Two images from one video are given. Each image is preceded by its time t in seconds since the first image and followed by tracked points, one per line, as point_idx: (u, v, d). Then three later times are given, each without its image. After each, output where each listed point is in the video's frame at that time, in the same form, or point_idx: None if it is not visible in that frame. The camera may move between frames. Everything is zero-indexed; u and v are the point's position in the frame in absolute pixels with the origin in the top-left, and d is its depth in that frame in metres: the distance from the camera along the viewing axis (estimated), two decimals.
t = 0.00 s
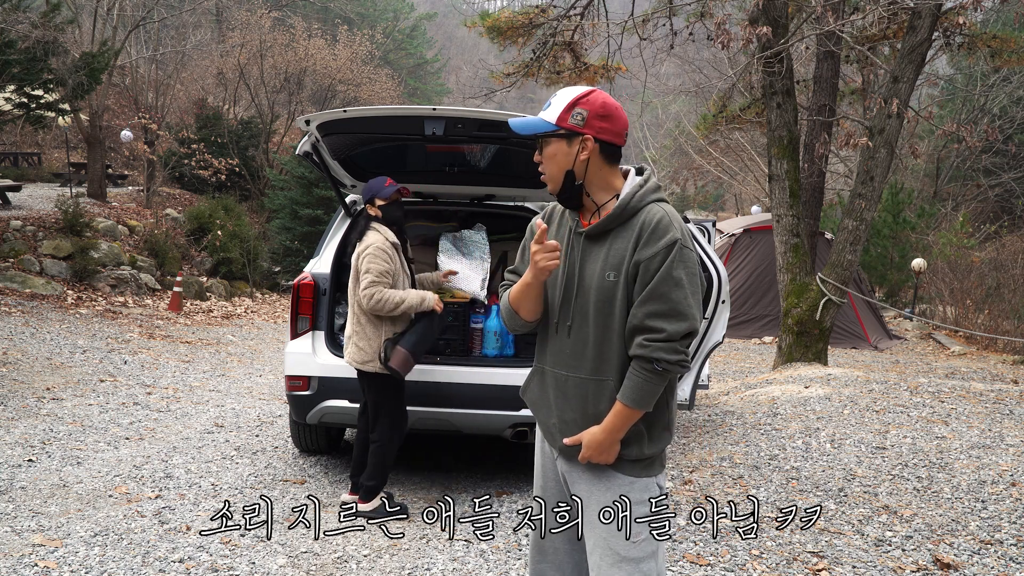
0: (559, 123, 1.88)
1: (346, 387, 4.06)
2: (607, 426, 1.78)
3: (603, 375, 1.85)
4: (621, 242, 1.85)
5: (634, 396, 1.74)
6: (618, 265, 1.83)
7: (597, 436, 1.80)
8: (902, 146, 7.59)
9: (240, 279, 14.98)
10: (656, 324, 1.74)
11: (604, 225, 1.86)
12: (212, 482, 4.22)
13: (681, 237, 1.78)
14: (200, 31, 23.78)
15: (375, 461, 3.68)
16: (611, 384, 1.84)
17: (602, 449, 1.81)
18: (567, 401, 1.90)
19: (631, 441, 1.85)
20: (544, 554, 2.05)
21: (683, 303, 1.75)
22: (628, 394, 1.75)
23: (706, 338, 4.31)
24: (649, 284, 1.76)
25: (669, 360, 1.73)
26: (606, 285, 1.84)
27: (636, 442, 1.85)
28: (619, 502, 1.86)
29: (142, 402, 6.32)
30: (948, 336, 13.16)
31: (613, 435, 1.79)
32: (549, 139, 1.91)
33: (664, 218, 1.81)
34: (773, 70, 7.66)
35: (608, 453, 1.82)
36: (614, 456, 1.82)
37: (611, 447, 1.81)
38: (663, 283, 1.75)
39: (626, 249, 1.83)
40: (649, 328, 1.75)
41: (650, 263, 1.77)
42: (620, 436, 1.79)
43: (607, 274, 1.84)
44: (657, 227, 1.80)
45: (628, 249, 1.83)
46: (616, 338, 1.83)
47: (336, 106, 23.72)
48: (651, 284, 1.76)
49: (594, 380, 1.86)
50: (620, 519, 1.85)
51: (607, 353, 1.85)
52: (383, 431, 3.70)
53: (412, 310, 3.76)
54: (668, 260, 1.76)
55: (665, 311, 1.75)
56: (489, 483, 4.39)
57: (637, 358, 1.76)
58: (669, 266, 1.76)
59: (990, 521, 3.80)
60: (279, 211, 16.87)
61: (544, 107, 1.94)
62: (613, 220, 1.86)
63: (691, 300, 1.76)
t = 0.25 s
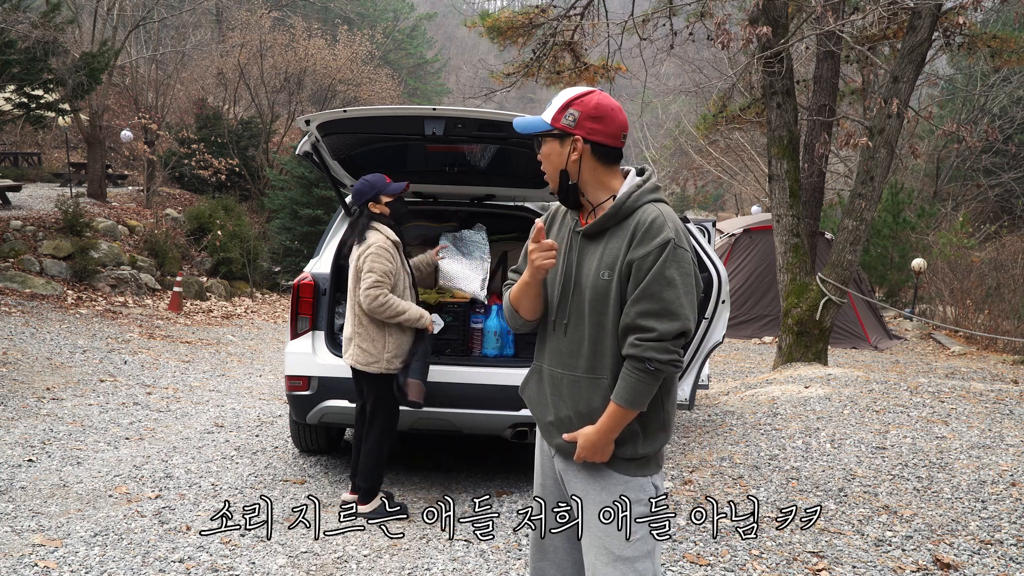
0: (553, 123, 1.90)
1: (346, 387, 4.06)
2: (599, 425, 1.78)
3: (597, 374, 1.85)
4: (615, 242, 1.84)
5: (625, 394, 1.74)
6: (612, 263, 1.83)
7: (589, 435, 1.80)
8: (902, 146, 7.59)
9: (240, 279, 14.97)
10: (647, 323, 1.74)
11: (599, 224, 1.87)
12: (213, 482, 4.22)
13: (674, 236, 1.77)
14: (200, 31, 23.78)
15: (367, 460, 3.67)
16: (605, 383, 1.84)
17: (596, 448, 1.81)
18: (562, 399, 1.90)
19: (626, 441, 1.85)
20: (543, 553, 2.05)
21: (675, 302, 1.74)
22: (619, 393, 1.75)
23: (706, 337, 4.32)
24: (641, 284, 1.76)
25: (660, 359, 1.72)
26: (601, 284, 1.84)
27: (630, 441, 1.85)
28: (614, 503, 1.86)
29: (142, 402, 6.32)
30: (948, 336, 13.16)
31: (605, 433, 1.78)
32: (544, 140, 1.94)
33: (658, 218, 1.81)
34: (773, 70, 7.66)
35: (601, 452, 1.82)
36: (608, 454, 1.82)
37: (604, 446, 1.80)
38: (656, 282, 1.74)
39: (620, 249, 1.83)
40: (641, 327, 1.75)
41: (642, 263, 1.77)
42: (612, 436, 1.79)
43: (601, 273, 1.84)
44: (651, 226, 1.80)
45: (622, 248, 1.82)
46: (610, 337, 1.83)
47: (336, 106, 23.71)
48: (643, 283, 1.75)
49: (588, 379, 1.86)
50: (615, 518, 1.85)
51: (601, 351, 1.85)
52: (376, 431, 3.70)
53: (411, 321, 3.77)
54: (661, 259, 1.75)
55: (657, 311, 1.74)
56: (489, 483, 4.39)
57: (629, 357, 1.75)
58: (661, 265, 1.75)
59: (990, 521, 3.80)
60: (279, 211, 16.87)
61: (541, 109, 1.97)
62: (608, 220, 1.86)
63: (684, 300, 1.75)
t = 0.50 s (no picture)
0: (554, 121, 1.90)
1: (346, 387, 4.06)
2: (595, 424, 1.78)
3: (595, 372, 1.85)
4: (612, 241, 1.84)
5: (620, 392, 1.73)
6: (609, 262, 1.83)
7: (586, 432, 1.80)
8: (902, 146, 7.59)
9: (240, 279, 14.97)
10: (642, 322, 1.73)
11: (597, 223, 1.87)
12: (212, 482, 4.22)
13: (670, 235, 1.76)
14: (200, 31, 23.78)
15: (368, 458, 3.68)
16: (602, 381, 1.83)
17: (592, 447, 1.80)
18: (561, 397, 1.91)
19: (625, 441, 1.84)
20: (542, 553, 2.06)
21: (670, 301, 1.73)
22: (614, 391, 1.74)
23: (707, 338, 4.32)
24: (636, 282, 1.75)
25: (655, 357, 1.71)
26: (598, 283, 1.84)
27: (627, 441, 1.85)
28: (612, 503, 1.86)
29: (142, 402, 6.32)
30: (948, 336, 13.16)
31: (601, 432, 1.78)
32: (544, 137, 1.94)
33: (655, 217, 1.80)
34: (773, 70, 7.66)
35: (598, 451, 1.81)
36: (606, 454, 1.82)
37: (600, 445, 1.80)
38: (650, 280, 1.73)
39: (616, 247, 1.83)
40: (636, 326, 1.74)
41: (638, 261, 1.76)
42: (609, 436, 1.78)
43: (598, 272, 1.84)
44: (646, 225, 1.79)
45: (618, 247, 1.82)
46: (606, 335, 1.83)
47: (336, 106, 23.71)
48: (638, 281, 1.75)
49: (585, 378, 1.86)
50: (614, 517, 1.85)
51: (599, 350, 1.84)
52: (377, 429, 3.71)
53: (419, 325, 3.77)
54: (656, 258, 1.74)
55: (652, 309, 1.73)
56: (489, 483, 4.39)
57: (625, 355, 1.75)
58: (656, 263, 1.74)
59: (990, 521, 3.80)
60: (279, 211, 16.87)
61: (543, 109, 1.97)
62: (605, 219, 1.86)
63: (680, 297, 1.74)
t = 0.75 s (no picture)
0: (580, 115, 1.89)
1: (346, 387, 4.06)
2: (600, 425, 1.78)
3: (599, 373, 1.85)
4: (618, 241, 1.84)
5: (625, 392, 1.73)
6: (615, 262, 1.83)
7: (590, 433, 1.80)
8: (902, 146, 7.59)
9: (240, 279, 14.97)
10: (649, 321, 1.73)
11: (602, 223, 1.87)
12: (212, 482, 4.22)
13: (677, 236, 1.76)
14: (200, 31, 23.78)
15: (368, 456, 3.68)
16: (607, 382, 1.84)
17: (597, 448, 1.80)
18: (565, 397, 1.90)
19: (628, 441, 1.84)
20: (542, 554, 2.05)
21: (676, 301, 1.73)
22: (620, 391, 1.74)
23: (707, 337, 4.32)
24: (642, 282, 1.75)
25: (661, 357, 1.72)
26: (603, 283, 1.84)
27: (631, 441, 1.85)
28: (615, 503, 1.86)
29: (142, 402, 6.32)
30: (948, 336, 13.16)
31: (606, 432, 1.78)
32: (564, 130, 1.90)
33: (661, 217, 1.80)
34: (773, 70, 7.66)
35: (603, 451, 1.81)
36: (610, 454, 1.82)
37: (604, 445, 1.80)
38: (656, 280, 1.74)
39: (622, 247, 1.83)
40: (642, 326, 1.74)
41: (644, 261, 1.76)
42: (614, 436, 1.78)
43: (604, 272, 1.84)
44: (653, 225, 1.79)
45: (624, 247, 1.82)
46: (611, 336, 1.83)
47: (336, 106, 23.71)
48: (644, 281, 1.74)
49: (589, 378, 1.86)
50: (614, 518, 1.85)
51: (603, 350, 1.84)
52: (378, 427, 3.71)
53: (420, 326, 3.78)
54: (663, 258, 1.74)
55: (658, 309, 1.73)
56: (489, 483, 4.39)
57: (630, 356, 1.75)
58: (662, 263, 1.74)
59: (990, 521, 3.80)
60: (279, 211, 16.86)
61: (555, 104, 1.94)
62: (611, 219, 1.86)
63: (685, 298, 1.74)
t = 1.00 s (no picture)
0: (593, 111, 1.89)
1: (346, 387, 4.06)
2: (615, 426, 1.78)
3: (611, 373, 1.85)
4: (628, 241, 1.85)
5: (643, 392, 1.74)
6: (627, 262, 1.83)
7: (606, 434, 1.80)
8: (902, 146, 7.59)
9: (240, 279, 14.97)
10: (667, 321, 1.75)
11: (612, 223, 1.86)
12: (212, 482, 4.22)
13: (690, 236, 1.79)
14: (200, 31, 23.78)
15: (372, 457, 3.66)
16: (618, 382, 1.84)
17: (611, 448, 1.80)
18: (574, 399, 1.89)
19: (639, 440, 1.86)
20: (543, 555, 2.05)
21: (692, 300, 1.75)
22: (638, 391, 1.75)
23: (707, 337, 4.32)
24: (658, 282, 1.77)
25: (679, 355, 1.73)
26: (615, 283, 1.84)
27: (641, 440, 1.86)
28: (623, 503, 1.85)
29: (142, 402, 6.32)
30: (948, 336, 13.16)
31: (623, 432, 1.78)
32: (579, 125, 1.89)
33: (672, 217, 1.83)
34: (773, 70, 7.66)
35: (617, 451, 1.82)
36: (622, 455, 1.82)
37: (619, 445, 1.80)
38: (673, 279, 1.76)
39: (634, 247, 1.83)
40: (659, 325, 1.76)
41: (659, 261, 1.78)
42: (629, 435, 1.79)
43: (615, 272, 1.84)
44: (665, 225, 1.81)
45: (637, 246, 1.83)
46: (623, 335, 1.84)
47: (336, 106, 23.70)
48: (660, 281, 1.76)
49: (600, 378, 1.86)
50: (621, 518, 1.85)
51: (614, 350, 1.85)
52: (381, 429, 3.69)
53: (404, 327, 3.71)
54: (678, 258, 1.76)
55: (675, 308, 1.75)
56: (489, 483, 4.39)
57: (647, 355, 1.76)
58: (678, 263, 1.76)
59: (990, 521, 3.80)
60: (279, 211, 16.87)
61: (561, 101, 1.91)
62: (620, 219, 1.86)
63: (699, 297, 1.77)
